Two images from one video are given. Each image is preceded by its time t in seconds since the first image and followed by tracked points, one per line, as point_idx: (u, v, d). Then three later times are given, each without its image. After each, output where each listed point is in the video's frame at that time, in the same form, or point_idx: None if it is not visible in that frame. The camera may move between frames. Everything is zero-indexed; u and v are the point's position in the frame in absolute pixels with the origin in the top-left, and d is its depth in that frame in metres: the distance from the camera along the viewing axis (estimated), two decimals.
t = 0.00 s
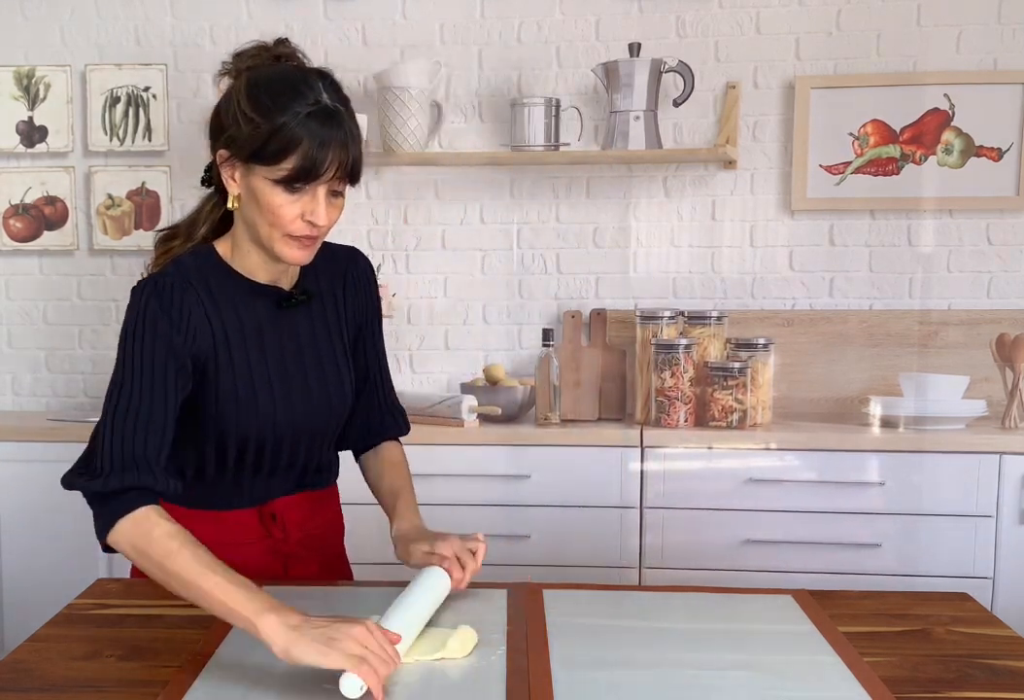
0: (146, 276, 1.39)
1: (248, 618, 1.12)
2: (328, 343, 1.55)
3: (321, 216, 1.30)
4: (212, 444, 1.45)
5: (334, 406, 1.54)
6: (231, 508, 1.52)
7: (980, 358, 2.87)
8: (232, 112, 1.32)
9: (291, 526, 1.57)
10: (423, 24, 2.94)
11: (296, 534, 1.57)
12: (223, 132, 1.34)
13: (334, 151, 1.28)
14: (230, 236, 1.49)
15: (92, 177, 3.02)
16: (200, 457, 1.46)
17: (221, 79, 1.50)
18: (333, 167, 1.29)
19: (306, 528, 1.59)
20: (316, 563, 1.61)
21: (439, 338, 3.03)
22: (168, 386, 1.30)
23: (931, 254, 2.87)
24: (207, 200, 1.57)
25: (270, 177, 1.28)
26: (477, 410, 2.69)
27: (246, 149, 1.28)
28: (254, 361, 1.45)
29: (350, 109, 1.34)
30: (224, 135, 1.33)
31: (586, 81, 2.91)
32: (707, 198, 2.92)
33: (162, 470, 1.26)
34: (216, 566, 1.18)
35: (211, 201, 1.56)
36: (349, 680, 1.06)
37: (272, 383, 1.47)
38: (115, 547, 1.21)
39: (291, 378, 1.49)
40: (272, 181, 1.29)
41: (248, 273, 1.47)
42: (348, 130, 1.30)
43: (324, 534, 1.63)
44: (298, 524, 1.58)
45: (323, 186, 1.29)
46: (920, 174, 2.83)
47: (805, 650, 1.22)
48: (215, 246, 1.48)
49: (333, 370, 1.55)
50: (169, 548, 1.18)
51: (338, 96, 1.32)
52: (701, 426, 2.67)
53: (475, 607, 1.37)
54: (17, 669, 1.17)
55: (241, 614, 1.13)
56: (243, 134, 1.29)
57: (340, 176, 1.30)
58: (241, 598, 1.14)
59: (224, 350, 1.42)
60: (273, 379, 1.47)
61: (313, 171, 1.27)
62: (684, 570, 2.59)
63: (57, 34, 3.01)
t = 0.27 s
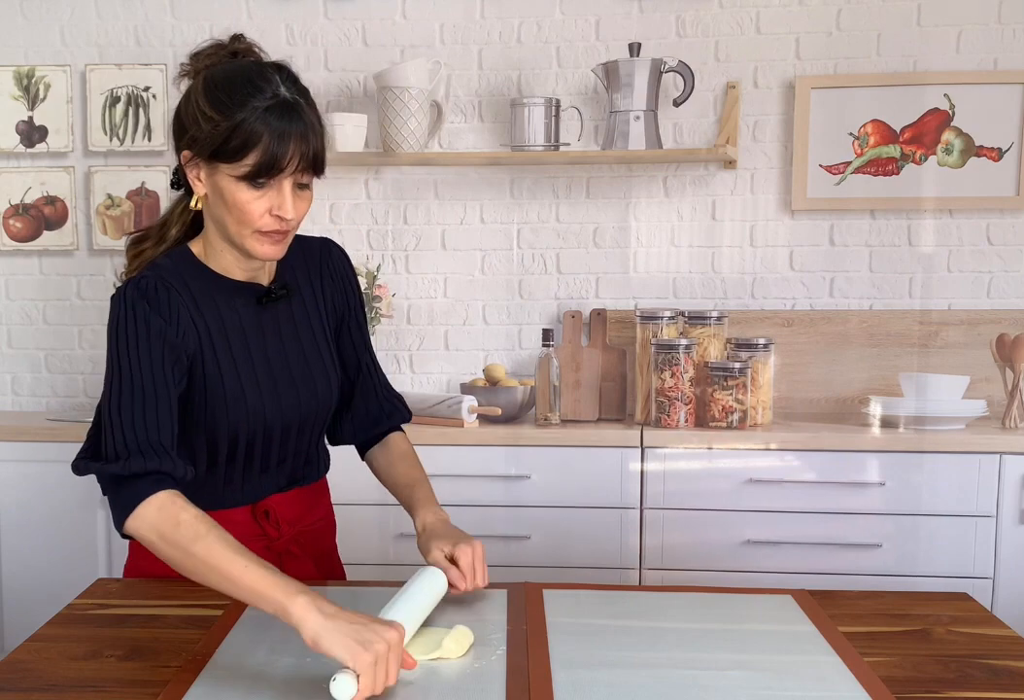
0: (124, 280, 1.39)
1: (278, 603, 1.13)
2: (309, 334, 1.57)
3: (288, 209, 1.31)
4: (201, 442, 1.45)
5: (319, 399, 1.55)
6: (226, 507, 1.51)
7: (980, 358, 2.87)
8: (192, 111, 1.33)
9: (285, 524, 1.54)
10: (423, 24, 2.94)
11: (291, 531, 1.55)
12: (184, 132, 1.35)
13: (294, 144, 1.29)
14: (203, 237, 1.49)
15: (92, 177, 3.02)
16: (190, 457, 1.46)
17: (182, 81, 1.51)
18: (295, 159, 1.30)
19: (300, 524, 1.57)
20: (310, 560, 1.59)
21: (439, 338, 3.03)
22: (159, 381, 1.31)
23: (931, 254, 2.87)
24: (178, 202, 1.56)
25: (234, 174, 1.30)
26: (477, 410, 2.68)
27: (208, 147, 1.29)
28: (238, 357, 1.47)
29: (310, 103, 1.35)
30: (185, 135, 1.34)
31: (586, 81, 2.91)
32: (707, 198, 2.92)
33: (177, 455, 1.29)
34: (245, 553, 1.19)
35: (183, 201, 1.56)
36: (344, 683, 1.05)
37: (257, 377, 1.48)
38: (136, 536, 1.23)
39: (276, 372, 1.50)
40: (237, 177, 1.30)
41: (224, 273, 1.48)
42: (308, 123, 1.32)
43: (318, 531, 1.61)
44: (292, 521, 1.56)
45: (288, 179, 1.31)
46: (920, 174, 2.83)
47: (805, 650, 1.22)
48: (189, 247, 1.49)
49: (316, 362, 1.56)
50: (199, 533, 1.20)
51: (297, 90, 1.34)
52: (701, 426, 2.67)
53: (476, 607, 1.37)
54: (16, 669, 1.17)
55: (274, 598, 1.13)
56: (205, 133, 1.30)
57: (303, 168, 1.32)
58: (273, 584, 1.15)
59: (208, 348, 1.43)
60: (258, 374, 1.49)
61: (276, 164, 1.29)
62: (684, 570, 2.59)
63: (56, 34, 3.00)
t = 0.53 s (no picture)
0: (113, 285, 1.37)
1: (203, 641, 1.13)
2: (304, 342, 1.55)
3: (286, 223, 1.29)
4: (188, 452, 1.44)
5: (311, 410, 1.53)
6: (212, 512, 1.52)
7: (980, 358, 2.87)
8: (194, 119, 1.31)
9: (273, 531, 1.56)
10: (423, 24, 2.94)
11: (277, 538, 1.56)
12: (183, 139, 1.33)
13: (296, 157, 1.28)
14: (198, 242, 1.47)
15: (92, 177, 3.02)
16: (179, 464, 1.45)
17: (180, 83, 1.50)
18: (296, 173, 1.28)
19: (289, 531, 1.59)
20: (295, 567, 1.60)
21: (439, 338, 3.02)
22: (130, 397, 1.29)
23: (931, 254, 2.87)
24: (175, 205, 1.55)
25: (234, 186, 1.28)
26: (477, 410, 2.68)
27: (208, 157, 1.27)
28: (227, 367, 1.44)
29: (314, 114, 1.33)
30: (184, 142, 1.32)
31: (586, 81, 2.91)
32: (707, 198, 2.92)
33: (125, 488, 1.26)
34: (175, 588, 1.18)
35: (178, 207, 1.54)
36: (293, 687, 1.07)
37: (248, 387, 1.46)
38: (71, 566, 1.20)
39: (266, 384, 1.48)
40: (236, 189, 1.28)
41: (218, 281, 1.45)
42: (310, 136, 1.30)
43: (308, 539, 1.62)
44: (280, 529, 1.57)
45: (288, 192, 1.29)
46: (920, 174, 2.83)
47: (805, 650, 1.22)
48: (183, 252, 1.46)
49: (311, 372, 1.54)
50: (129, 570, 1.17)
51: (301, 101, 1.32)
52: (701, 426, 2.66)
53: (474, 606, 1.37)
54: (15, 669, 1.17)
55: (198, 637, 1.13)
56: (204, 142, 1.28)
57: (304, 183, 1.30)
58: (199, 619, 1.14)
59: (194, 358, 1.41)
60: (247, 385, 1.46)
61: (277, 178, 1.27)
62: (684, 570, 2.59)
63: (56, 34, 3.00)
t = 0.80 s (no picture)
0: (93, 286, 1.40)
1: (143, 632, 1.15)
2: (287, 341, 1.57)
3: (269, 228, 1.31)
4: (172, 451, 1.46)
5: (296, 408, 1.55)
6: (203, 512, 1.52)
7: (980, 358, 2.87)
8: (177, 121, 1.31)
9: (265, 531, 1.55)
10: (423, 24, 2.94)
11: (269, 537, 1.56)
12: (167, 140, 1.33)
13: (282, 162, 1.28)
14: (181, 243, 1.49)
15: (92, 177, 3.01)
16: (164, 464, 1.47)
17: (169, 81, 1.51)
18: (281, 178, 1.29)
19: (282, 531, 1.58)
20: (289, 567, 1.59)
21: (438, 339, 3.02)
22: (102, 398, 1.30)
23: (931, 254, 2.86)
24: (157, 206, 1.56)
25: (218, 190, 1.28)
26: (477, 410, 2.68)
27: (192, 162, 1.28)
28: (209, 366, 1.47)
29: (299, 118, 1.34)
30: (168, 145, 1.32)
31: (586, 81, 2.91)
32: (707, 198, 2.92)
33: (77, 490, 1.25)
34: (112, 580, 1.19)
35: (160, 205, 1.55)
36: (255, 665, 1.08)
37: (228, 386, 1.48)
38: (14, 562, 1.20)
39: (248, 382, 1.50)
40: (220, 194, 1.29)
41: (200, 281, 1.48)
42: (296, 141, 1.30)
43: (301, 538, 1.61)
44: (272, 529, 1.56)
45: (272, 198, 1.30)
46: (920, 174, 2.83)
47: (805, 651, 1.22)
48: (165, 252, 1.49)
49: (293, 372, 1.56)
50: (68, 566, 1.18)
51: (286, 104, 1.32)
52: (701, 426, 2.66)
53: (473, 606, 1.37)
54: (14, 669, 1.17)
55: (135, 627, 1.15)
56: (188, 146, 1.28)
57: (288, 188, 1.31)
58: (137, 612, 1.16)
59: (175, 357, 1.43)
60: (229, 383, 1.49)
61: (262, 184, 1.28)
62: (684, 570, 2.59)
63: (56, 34, 3.00)
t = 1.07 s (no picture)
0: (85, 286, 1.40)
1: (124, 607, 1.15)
2: (280, 337, 1.56)
3: (260, 224, 1.30)
4: (168, 449, 1.45)
5: (290, 402, 1.55)
6: (201, 510, 1.51)
7: (980, 358, 2.87)
8: (172, 116, 1.31)
9: (264, 526, 1.56)
10: (423, 24, 2.94)
11: (268, 533, 1.56)
12: (161, 135, 1.33)
13: (274, 160, 1.28)
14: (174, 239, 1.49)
15: (92, 177, 3.01)
16: (161, 462, 1.47)
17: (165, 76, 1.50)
18: (273, 176, 1.29)
19: (279, 527, 1.58)
20: (286, 562, 1.60)
21: (439, 339, 3.02)
22: (89, 391, 1.30)
23: (931, 254, 2.86)
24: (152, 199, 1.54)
25: (211, 186, 1.28)
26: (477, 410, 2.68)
27: (185, 157, 1.27)
28: (204, 362, 1.46)
29: (293, 116, 1.33)
30: (161, 140, 1.31)
31: (586, 81, 2.90)
32: (707, 198, 2.92)
33: (60, 475, 1.26)
34: (90, 557, 1.18)
35: (153, 200, 1.53)
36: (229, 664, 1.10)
37: (223, 381, 1.48)
38: None
39: (242, 377, 1.49)
40: (213, 190, 1.28)
41: (193, 276, 1.47)
42: (289, 139, 1.30)
43: (298, 533, 1.62)
44: (270, 524, 1.57)
45: (264, 195, 1.29)
46: (920, 174, 2.83)
47: (805, 650, 1.22)
48: (158, 250, 1.48)
49: (287, 366, 1.55)
50: (49, 545, 1.18)
51: (280, 102, 1.31)
52: (701, 426, 2.66)
53: (474, 606, 1.37)
54: (14, 669, 1.17)
55: (118, 603, 1.15)
56: (181, 142, 1.28)
57: (280, 185, 1.30)
58: (120, 589, 1.16)
59: (168, 355, 1.42)
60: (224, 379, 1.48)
61: (254, 180, 1.27)
62: (684, 570, 2.59)
63: (57, 34, 3.00)
